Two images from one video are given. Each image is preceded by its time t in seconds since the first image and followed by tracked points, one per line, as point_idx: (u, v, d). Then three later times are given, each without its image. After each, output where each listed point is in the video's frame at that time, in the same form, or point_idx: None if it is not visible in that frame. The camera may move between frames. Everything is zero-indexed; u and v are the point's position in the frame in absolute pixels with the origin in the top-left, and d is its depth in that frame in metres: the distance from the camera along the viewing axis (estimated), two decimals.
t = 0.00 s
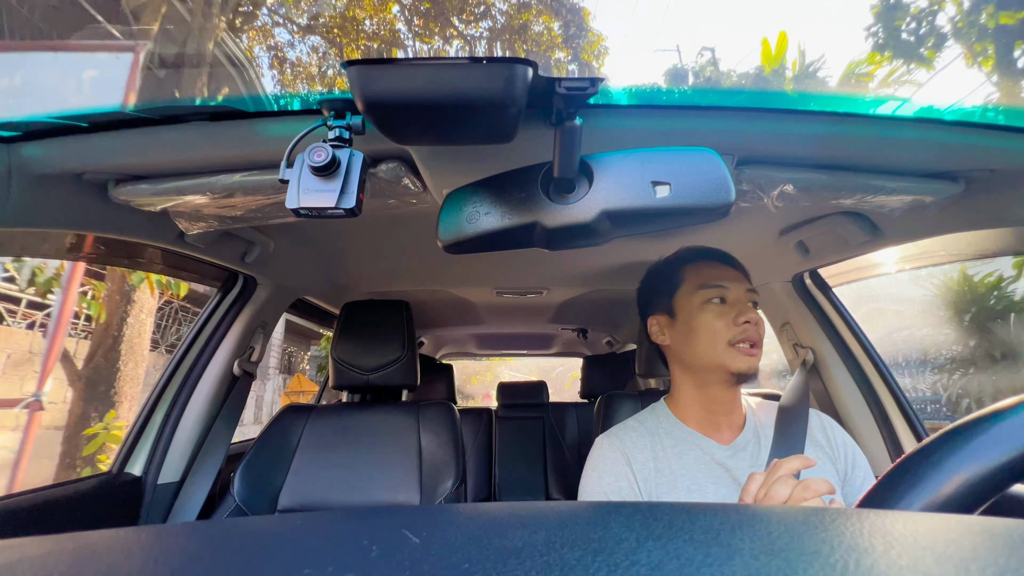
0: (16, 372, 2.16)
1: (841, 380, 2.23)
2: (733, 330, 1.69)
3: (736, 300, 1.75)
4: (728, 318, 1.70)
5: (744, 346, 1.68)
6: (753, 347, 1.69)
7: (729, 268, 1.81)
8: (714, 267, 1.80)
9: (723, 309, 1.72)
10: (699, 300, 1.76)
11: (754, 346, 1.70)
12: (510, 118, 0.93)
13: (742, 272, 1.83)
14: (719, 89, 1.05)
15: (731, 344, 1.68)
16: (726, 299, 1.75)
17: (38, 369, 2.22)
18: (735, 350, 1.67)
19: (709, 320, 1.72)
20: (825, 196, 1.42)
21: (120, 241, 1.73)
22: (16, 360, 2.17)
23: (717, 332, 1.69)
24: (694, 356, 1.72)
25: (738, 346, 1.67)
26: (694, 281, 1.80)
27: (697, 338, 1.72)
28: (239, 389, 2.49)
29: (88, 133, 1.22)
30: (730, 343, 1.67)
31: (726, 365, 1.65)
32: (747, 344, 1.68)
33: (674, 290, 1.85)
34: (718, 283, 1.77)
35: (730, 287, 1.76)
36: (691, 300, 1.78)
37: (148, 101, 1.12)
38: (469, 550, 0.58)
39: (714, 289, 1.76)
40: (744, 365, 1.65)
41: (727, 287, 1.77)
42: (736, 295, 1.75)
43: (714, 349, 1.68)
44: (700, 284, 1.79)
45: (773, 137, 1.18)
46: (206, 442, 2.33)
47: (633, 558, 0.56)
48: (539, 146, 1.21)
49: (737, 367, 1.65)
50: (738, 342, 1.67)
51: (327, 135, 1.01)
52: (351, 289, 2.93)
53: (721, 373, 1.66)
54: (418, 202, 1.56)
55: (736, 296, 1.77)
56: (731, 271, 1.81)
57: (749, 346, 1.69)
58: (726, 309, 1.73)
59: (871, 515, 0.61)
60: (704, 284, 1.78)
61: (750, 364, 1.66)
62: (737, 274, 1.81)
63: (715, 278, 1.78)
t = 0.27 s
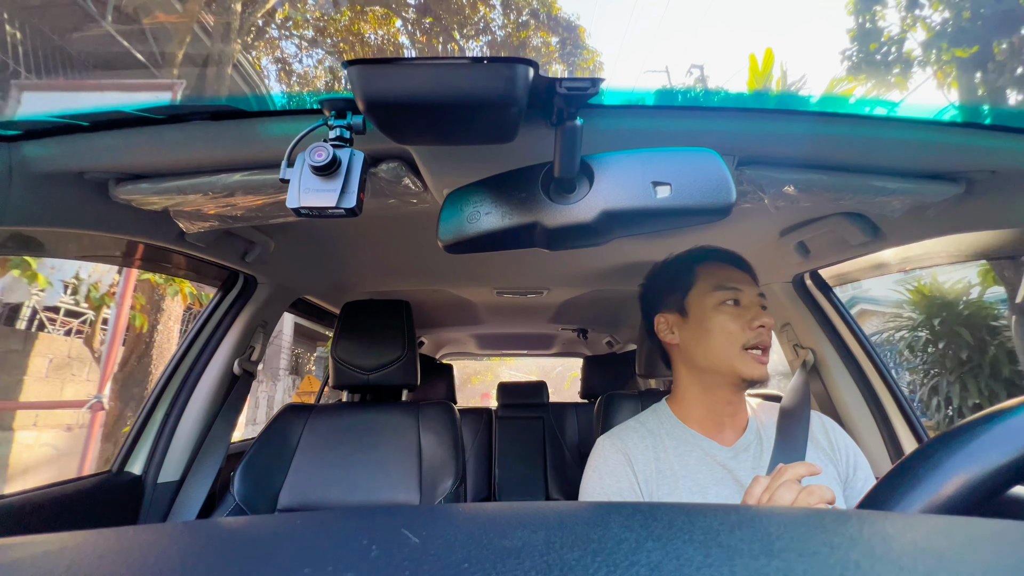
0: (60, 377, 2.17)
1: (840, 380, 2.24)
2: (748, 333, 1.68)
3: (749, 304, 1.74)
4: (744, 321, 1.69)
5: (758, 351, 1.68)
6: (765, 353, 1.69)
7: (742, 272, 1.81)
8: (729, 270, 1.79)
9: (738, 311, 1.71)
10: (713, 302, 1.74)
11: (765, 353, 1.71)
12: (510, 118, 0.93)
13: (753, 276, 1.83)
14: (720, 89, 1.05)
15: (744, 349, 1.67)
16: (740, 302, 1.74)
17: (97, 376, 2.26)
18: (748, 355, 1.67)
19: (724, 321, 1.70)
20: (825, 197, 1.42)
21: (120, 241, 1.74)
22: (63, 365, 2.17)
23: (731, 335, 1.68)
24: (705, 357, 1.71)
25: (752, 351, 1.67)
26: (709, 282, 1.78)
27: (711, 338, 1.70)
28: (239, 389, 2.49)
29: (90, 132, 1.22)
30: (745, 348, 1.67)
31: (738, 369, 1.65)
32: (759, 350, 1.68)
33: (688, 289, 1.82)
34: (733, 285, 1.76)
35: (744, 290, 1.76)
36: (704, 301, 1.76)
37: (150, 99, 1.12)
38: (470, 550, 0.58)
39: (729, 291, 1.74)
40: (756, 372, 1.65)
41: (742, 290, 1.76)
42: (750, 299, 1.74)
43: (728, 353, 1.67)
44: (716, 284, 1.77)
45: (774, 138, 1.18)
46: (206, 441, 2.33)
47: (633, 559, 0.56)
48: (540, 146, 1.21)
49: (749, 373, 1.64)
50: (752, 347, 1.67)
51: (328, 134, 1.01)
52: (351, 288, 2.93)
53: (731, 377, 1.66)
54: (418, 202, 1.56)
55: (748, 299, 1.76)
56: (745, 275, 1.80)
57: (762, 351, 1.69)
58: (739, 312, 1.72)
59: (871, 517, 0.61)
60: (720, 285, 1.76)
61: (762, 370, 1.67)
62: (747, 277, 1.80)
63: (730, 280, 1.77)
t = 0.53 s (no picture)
0: (92, 378, 2.04)
1: (839, 380, 2.24)
2: (747, 336, 1.64)
3: (750, 306, 1.71)
4: (743, 324, 1.66)
5: (760, 354, 1.64)
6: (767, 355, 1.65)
7: (744, 273, 1.78)
8: (728, 271, 1.76)
9: (737, 314, 1.68)
10: (712, 305, 1.72)
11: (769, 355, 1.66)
12: (511, 118, 0.93)
13: (756, 276, 1.80)
14: (720, 90, 1.05)
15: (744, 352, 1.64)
16: (740, 304, 1.72)
17: (133, 379, 2.16)
18: (749, 358, 1.63)
19: (723, 324, 1.68)
20: (826, 197, 1.42)
21: (120, 240, 1.74)
22: (94, 368, 2.04)
23: (730, 338, 1.65)
24: (705, 361, 1.68)
25: (753, 354, 1.63)
26: (708, 284, 1.76)
27: (710, 342, 1.68)
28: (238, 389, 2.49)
29: (90, 131, 1.22)
30: (744, 350, 1.63)
31: (738, 374, 1.62)
32: (762, 352, 1.63)
33: (687, 292, 1.81)
34: (733, 287, 1.74)
35: (745, 291, 1.73)
36: (704, 304, 1.74)
37: (150, 98, 1.12)
38: (469, 549, 0.59)
39: (729, 293, 1.72)
40: (756, 375, 1.61)
41: (743, 291, 1.73)
42: (752, 301, 1.72)
43: (727, 356, 1.64)
44: (714, 288, 1.75)
45: (774, 138, 1.17)
46: (205, 441, 2.33)
47: (632, 559, 0.56)
48: (540, 146, 1.21)
49: (748, 376, 1.61)
50: (752, 351, 1.63)
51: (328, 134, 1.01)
52: (351, 288, 2.93)
53: (732, 381, 1.63)
54: (418, 202, 1.56)
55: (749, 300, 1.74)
56: (746, 275, 1.77)
57: (764, 353, 1.64)
58: (740, 315, 1.69)
59: (870, 517, 0.61)
60: (720, 288, 1.74)
61: (765, 372, 1.62)
62: (751, 278, 1.78)
63: (729, 281, 1.75)
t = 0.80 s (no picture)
0: (123, 380, 2.12)
1: (840, 378, 2.24)
2: (723, 340, 1.65)
3: (727, 308, 1.73)
4: (720, 327, 1.68)
5: (740, 357, 1.62)
6: (749, 357, 1.63)
7: (725, 272, 1.79)
8: (706, 274, 1.79)
9: (714, 318, 1.71)
10: (691, 310, 1.76)
11: (753, 355, 1.63)
12: (510, 118, 0.93)
13: (741, 274, 1.79)
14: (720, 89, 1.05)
15: (722, 355, 1.64)
16: (719, 305, 1.74)
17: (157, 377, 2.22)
18: (729, 360, 1.63)
19: (701, 329, 1.71)
20: (825, 195, 1.42)
21: (119, 244, 1.73)
22: (124, 369, 2.12)
23: (707, 343, 1.67)
24: (689, 368, 1.71)
25: (731, 355, 1.63)
26: (687, 290, 1.81)
27: (690, 348, 1.72)
28: (238, 392, 2.49)
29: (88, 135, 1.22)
30: (722, 353, 1.64)
31: (718, 378, 1.61)
32: (741, 352, 1.62)
33: (673, 300, 1.87)
34: (710, 290, 1.76)
35: (723, 293, 1.75)
36: (684, 310, 1.79)
37: (148, 102, 1.12)
38: (471, 550, 0.59)
39: (706, 297, 1.75)
40: (736, 378, 1.60)
41: (720, 293, 1.75)
42: (730, 302, 1.74)
43: (706, 359, 1.66)
44: (692, 293, 1.79)
45: (772, 137, 1.18)
46: (206, 444, 2.33)
47: (634, 559, 0.56)
48: (539, 147, 1.21)
49: (729, 380, 1.60)
50: (729, 354, 1.63)
51: (326, 136, 1.01)
52: (351, 290, 2.93)
53: (715, 386, 1.63)
54: (418, 203, 1.56)
55: (731, 300, 1.75)
56: (726, 275, 1.78)
57: (745, 354, 1.63)
58: (718, 316, 1.71)
59: (872, 515, 0.61)
60: (696, 293, 1.78)
61: (746, 373, 1.60)
62: (736, 275, 1.78)
63: (708, 284, 1.77)
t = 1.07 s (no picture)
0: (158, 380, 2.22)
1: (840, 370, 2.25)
2: (709, 332, 1.69)
3: (713, 300, 1.76)
4: (706, 319, 1.72)
5: (726, 347, 1.67)
6: (734, 347, 1.67)
7: (711, 265, 1.80)
8: (692, 267, 1.81)
9: (700, 311, 1.74)
10: (679, 305, 1.80)
11: (739, 346, 1.67)
12: (507, 116, 0.93)
13: (727, 266, 1.81)
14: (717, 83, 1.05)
15: (710, 347, 1.68)
16: (704, 299, 1.77)
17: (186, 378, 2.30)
18: (716, 353, 1.67)
19: (689, 323, 1.75)
20: (823, 187, 1.42)
21: (117, 247, 1.73)
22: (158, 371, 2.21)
23: (694, 336, 1.71)
24: (681, 362, 1.75)
25: (718, 348, 1.67)
26: (674, 286, 1.84)
27: (680, 343, 1.76)
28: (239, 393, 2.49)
29: (84, 138, 1.22)
30: (708, 345, 1.68)
31: (707, 370, 1.65)
32: (728, 343, 1.67)
33: (664, 297, 1.91)
34: (697, 284, 1.79)
35: (708, 286, 1.78)
36: (673, 305, 1.83)
37: (144, 104, 1.12)
38: (474, 548, 0.59)
39: (692, 291, 1.78)
40: (722, 369, 1.63)
41: (705, 286, 1.78)
42: (715, 294, 1.77)
43: (694, 353, 1.70)
44: (678, 288, 1.83)
45: (770, 130, 1.17)
46: (207, 446, 2.33)
47: (637, 553, 0.56)
48: (537, 144, 1.21)
49: (717, 371, 1.63)
50: (715, 345, 1.67)
51: (323, 136, 1.01)
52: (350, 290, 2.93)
53: (705, 378, 1.66)
54: (416, 202, 1.56)
55: (716, 293, 1.77)
56: (712, 268, 1.80)
57: (731, 345, 1.67)
58: (704, 309, 1.75)
59: (874, 506, 0.61)
60: (683, 288, 1.81)
61: (733, 365, 1.64)
62: (723, 267, 1.80)
63: (693, 278, 1.80)
